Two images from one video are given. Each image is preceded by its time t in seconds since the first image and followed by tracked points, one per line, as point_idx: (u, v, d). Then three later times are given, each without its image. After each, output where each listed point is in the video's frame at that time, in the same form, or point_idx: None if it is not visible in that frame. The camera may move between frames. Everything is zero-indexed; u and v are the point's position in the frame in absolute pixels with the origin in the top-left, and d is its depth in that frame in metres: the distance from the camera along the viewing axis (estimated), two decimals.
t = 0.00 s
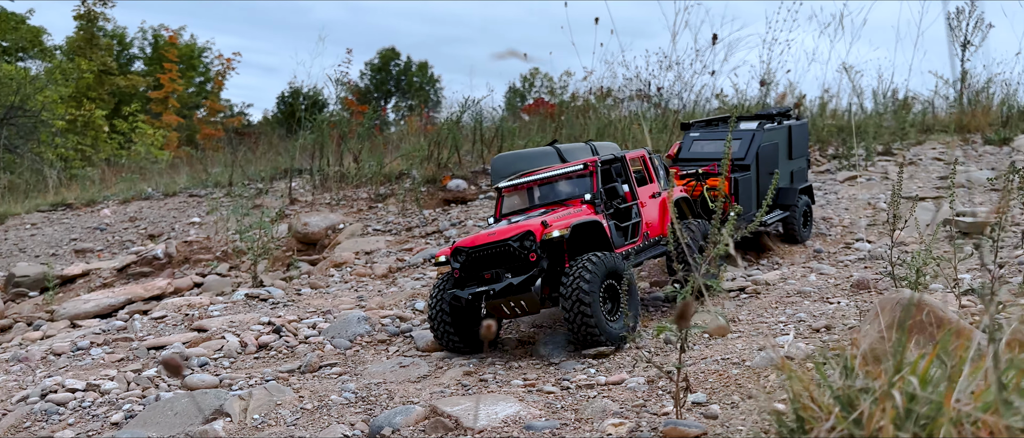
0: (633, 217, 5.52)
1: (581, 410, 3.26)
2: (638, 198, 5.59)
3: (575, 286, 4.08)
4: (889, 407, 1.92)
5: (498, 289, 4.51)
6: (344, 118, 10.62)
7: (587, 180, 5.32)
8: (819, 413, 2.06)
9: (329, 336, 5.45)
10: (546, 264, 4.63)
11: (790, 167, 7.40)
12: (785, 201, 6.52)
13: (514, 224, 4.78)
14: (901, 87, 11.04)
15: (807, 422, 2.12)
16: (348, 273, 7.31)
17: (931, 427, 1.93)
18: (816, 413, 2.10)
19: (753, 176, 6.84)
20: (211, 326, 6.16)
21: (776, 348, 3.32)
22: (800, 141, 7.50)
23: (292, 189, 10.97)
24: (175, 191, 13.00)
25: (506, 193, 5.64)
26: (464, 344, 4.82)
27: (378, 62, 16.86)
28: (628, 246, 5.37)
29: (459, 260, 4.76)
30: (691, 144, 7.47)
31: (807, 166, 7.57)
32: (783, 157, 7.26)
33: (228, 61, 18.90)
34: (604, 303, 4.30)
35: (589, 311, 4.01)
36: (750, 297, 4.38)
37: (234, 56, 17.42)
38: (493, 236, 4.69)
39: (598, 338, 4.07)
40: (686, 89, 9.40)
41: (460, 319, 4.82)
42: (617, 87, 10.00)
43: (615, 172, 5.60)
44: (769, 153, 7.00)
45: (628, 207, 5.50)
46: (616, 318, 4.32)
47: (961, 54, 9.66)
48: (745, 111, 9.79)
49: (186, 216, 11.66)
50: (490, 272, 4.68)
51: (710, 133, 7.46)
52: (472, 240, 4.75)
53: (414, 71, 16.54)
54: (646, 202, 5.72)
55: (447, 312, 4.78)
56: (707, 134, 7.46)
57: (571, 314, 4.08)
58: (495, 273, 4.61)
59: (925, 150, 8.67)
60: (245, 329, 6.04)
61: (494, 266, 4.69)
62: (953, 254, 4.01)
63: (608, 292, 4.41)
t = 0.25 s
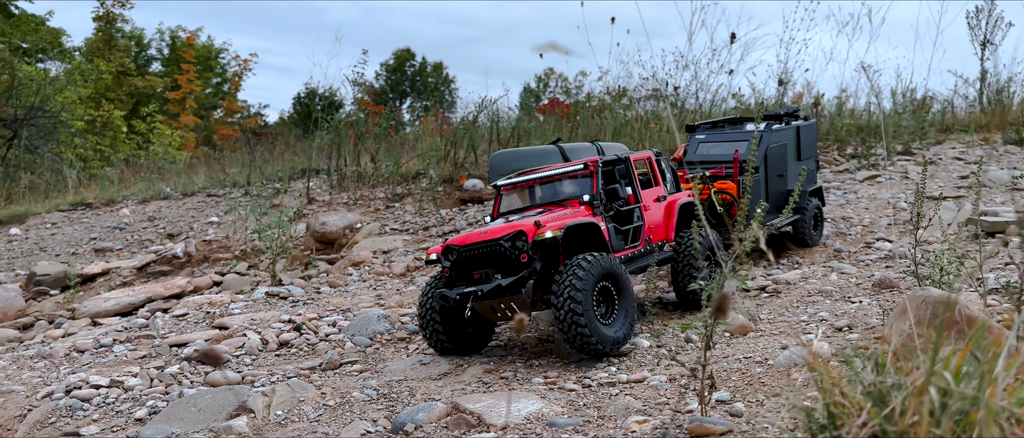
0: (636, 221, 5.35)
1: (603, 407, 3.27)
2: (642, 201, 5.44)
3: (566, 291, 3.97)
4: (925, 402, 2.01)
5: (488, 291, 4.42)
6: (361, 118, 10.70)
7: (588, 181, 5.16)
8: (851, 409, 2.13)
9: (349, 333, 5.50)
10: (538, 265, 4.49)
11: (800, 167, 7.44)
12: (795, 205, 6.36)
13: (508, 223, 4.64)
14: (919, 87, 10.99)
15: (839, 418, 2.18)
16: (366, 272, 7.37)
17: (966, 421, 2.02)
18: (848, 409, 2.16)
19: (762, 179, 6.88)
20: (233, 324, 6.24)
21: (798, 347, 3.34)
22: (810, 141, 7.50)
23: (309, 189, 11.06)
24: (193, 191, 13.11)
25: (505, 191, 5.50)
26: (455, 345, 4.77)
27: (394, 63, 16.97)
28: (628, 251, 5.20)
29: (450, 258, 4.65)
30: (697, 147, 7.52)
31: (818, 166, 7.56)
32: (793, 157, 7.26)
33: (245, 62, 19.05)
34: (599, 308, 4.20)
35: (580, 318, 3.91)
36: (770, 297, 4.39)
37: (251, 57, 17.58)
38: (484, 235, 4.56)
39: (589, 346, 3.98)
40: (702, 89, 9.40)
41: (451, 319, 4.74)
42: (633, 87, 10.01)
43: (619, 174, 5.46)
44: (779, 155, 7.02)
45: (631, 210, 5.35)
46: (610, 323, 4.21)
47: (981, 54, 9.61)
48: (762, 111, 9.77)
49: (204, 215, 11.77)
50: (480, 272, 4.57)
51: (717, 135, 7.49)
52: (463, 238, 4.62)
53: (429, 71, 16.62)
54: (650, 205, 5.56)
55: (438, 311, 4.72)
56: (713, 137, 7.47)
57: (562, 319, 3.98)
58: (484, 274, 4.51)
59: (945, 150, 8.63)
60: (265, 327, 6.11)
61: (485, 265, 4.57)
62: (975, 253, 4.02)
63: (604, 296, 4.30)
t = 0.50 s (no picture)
0: (647, 224, 5.33)
1: (625, 403, 3.29)
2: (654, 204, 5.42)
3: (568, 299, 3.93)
4: (956, 394, 2.12)
5: (491, 295, 4.42)
6: (378, 118, 10.77)
7: (600, 182, 5.13)
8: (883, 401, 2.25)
9: (369, 330, 5.56)
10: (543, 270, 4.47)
11: (815, 168, 7.42)
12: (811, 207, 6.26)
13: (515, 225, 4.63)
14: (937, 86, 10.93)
15: (868, 410, 2.31)
16: (384, 270, 7.42)
17: (999, 411, 2.18)
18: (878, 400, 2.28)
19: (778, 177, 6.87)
20: (253, 321, 6.31)
21: (821, 344, 3.38)
22: (824, 142, 7.50)
23: (326, 188, 11.14)
24: (211, 190, 13.21)
25: (516, 188, 5.48)
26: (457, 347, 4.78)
27: (409, 64, 17.05)
28: (637, 255, 5.20)
29: (455, 258, 4.65)
30: (710, 146, 7.52)
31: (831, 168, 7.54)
32: (808, 157, 7.27)
33: (262, 62, 19.18)
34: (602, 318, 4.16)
35: (581, 328, 3.88)
36: (791, 295, 4.40)
37: (267, 57, 17.72)
38: (490, 237, 4.55)
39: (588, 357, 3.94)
40: (719, 89, 9.38)
41: (453, 321, 4.75)
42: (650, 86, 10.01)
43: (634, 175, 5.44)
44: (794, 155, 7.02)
45: (643, 213, 5.34)
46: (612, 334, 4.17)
47: (1002, 52, 9.55)
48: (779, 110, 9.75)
49: (222, 214, 11.86)
50: (484, 275, 4.57)
51: (731, 134, 7.47)
52: (469, 239, 4.62)
53: (444, 72, 16.69)
54: (664, 206, 5.55)
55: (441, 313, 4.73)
56: (727, 135, 7.47)
57: (563, 329, 3.94)
58: (488, 277, 4.51)
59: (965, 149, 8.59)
60: (286, 323, 6.16)
61: (489, 268, 4.57)
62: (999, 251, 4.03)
63: (609, 305, 4.25)
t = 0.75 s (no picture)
0: (647, 228, 5.31)
1: (645, 398, 3.33)
2: (656, 208, 5.39)
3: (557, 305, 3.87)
4: (981, 384, 2.20)
5: (479, 299, 4.38)
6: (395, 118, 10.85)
7: (598, 182, 5.06)
8: (908, 393, 2.32)
9: (388, 327, 5.67)
10: (531, 273, 4.42)
11: (818, 176, 7.38)
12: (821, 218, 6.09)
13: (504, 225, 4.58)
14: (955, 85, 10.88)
15: (893, 401, 2.37)
16: (401, 268, 7.47)
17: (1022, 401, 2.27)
18: (900, 392, 2.36)
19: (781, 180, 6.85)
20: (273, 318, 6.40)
21: (840, 341, 3.46)
22: (827, 149, 7.47)
23: (343, 187, 11.23)
24: (228, 190, 13.31)
25: (512, 184, 5.40)
26: (443, 351, 4.75)
27: (424, 64, 17.13)
28: (635, 260, 5.17)
29: (441, 257, 4.62)
30: (710, 155, 7.51)
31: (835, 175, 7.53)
32: (813, 164, 7.29)
33: (278, 63, 19.32)
34: (592, 323, 4.09)
35: (569, 335, 3.82)
36: (811, 292, 4.53)
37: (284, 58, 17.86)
38: (478, 238, 4.51)
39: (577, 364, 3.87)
40: (736, 89, 9.38)
41: (441, 323, 4.70)
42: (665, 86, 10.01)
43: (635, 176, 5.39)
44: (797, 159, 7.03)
45: (643, 216, 5.31)
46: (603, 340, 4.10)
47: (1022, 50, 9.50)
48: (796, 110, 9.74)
49: (239, 213, 11.94)
50: (472, 276, 4.52)
51: (729, 142, 7.51)
52: (456, 238, 4.58)
53: (459, 72, 16.75)
54: (667, 210, 5.52)
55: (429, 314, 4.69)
56: (726, 143, 7.52)
57: (551, 334, 3.88)
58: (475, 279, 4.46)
59: (985, 148, 8.56)
60: (305, 320, 6.22)
61: (476, 270, 4.52)
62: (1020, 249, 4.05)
63: (600, 310, 4.19)
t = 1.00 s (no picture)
0: (632, 232, 5.25)
1: (663, 396, 3.39)
2: (641, 211, 5.31)
3: (529, 314, 3.87)
4: (1005, 380, 2.24)
5: (451, 309, 4.35)
6: (411, 117, 10.89)
7: (576, 187, 5.01)
8: (931, 389, 2.34)
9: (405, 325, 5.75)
10: (504, 281, 4.38)
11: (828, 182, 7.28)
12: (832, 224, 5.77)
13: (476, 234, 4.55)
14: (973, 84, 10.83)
15: (915, 398, 2.40)
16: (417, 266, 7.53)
17: None
18: (924, 388, 2.39)
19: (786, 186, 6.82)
20: (290, 315, 6.64)
21: (860, 340, 3.54)
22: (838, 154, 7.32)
23: (359, 187, 11.31)
24: (245, 190, 13.41)
25: (492, 193, 5.37)
26: (423, 364, 4.74)
27: (439, 65, 17.20)
28: (618, 266, 5.10)
29: (415, 270, 4.61)
30: (716, 155, 7.41)
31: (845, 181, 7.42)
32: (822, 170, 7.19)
33: (294, 64, 19.43)
34: (569, 332, 4.10)
35: (545, 347, 3.83)
36: (830, 292, 4.63)
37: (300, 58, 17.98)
38: (450, 248, 4.49)
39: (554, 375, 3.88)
40: (752, 89, 9.37)
41: (417, 335, 4.68)
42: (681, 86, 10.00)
43: (619, 179, 5.33)
44: (803, 165, 6.98)
45: (627, 220, 5.24)
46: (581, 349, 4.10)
47: None
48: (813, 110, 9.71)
49: (256, 213, 12.02)
50: (444, 287, 4.50)
51: (737, 142, 7.40)
52: (428, 250, 4.57)
53: (474, 72, 16.79)
54: (655, 213, 5.43)
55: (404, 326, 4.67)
56: (733, 144, 7.42)
57: (527, 348, 3.89)
58: (447, 290, 4.44)
59: (1004, 148, 8.53)
60: (322, 317, 6.28)
61: (448, 280, 4.50)
62: None
63: (577, 318, 4.18)
